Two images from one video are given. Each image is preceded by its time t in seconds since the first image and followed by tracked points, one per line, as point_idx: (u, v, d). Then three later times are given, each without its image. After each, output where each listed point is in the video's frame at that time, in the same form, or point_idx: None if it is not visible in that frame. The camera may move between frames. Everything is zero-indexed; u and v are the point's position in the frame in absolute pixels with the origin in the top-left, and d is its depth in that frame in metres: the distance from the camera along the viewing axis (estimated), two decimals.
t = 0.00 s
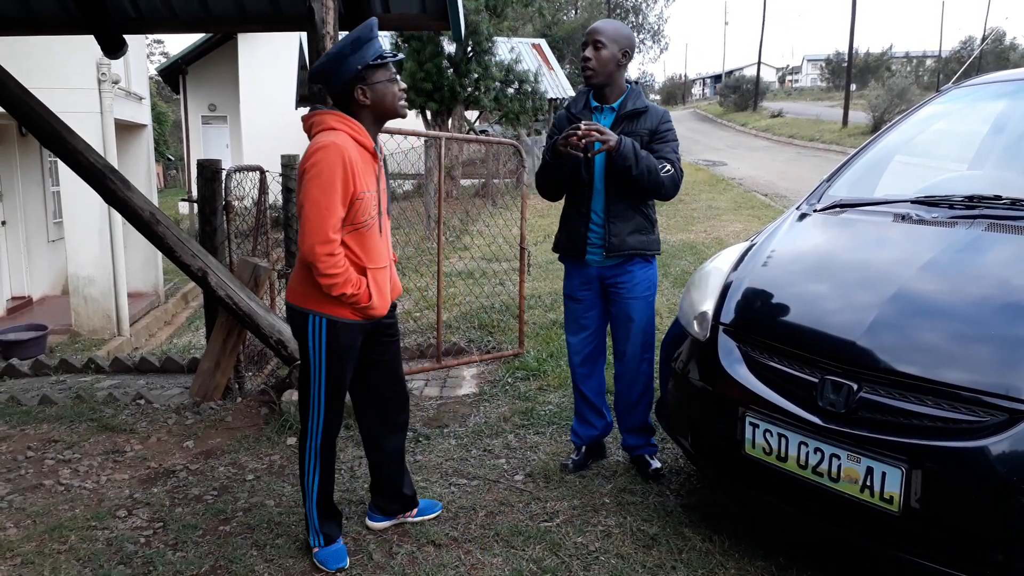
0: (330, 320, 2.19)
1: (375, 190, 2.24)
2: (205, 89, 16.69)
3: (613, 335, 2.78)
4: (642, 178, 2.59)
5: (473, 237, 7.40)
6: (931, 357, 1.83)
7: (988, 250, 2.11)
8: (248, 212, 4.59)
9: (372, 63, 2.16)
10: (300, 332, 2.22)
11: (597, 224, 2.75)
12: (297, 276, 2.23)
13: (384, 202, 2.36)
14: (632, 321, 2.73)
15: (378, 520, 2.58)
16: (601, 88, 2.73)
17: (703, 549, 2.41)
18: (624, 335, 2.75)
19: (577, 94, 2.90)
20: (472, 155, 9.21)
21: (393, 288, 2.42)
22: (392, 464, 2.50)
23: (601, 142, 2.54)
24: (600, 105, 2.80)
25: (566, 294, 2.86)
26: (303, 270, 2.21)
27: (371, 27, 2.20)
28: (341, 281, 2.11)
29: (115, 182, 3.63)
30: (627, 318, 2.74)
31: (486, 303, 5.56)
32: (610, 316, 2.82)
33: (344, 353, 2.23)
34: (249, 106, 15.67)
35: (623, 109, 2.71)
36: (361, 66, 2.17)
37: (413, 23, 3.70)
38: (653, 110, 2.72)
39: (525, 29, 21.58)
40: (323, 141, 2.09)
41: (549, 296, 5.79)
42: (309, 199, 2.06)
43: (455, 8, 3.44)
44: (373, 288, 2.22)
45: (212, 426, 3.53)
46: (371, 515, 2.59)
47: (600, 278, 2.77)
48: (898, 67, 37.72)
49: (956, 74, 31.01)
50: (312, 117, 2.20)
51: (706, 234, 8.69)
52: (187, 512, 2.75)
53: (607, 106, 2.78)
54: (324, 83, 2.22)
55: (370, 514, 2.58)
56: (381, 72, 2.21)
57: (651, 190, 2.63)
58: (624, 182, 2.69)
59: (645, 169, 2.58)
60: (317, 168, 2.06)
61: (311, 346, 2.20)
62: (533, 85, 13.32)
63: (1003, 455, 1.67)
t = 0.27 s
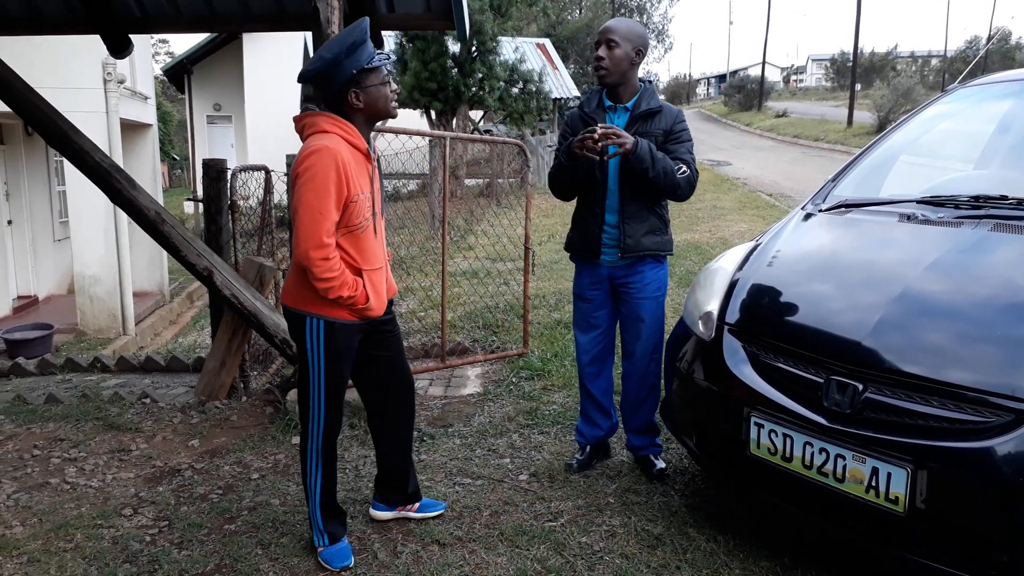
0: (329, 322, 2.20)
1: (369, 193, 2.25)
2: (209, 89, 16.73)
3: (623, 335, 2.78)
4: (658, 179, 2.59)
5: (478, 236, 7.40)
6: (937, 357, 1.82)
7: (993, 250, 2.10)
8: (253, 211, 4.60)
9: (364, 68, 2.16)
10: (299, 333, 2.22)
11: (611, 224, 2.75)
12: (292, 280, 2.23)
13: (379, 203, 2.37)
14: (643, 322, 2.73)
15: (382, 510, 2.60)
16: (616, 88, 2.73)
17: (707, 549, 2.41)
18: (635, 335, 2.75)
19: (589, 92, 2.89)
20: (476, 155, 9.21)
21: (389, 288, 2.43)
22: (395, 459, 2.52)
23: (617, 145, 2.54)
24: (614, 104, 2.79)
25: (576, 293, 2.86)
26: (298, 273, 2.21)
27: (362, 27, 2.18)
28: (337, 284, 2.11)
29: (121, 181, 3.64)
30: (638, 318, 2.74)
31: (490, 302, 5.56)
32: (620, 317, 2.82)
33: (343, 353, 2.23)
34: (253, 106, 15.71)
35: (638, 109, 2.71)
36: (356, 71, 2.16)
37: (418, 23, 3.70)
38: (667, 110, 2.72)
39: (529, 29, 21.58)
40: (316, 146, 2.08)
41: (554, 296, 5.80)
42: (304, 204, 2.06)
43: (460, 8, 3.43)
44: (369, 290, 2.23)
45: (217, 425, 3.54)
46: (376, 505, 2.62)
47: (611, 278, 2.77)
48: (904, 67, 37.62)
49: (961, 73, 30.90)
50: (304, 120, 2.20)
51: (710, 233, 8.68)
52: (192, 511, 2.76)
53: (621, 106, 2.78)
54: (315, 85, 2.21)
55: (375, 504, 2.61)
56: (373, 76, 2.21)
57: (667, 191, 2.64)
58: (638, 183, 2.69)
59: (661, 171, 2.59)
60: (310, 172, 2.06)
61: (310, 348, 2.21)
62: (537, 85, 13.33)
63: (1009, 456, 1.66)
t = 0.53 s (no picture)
0: (339, 319, 2.20)
1: (374, 189, 2.25)
2: (213, 87, 16.75)
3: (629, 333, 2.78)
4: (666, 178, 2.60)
5: (481, 234, 7.40)
6: (941, 355, 1.82)
7: (997, 248, 2.10)
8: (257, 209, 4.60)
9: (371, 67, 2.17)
10: (308, 330, 2.23)
11: (618, 222, 2.75)
12: (302, 278, 2.24)
13: (385, 199, 2.37)
14: (649, 320, 2.73)
15: (384, 509, 2.62)
16: (625, 85, 2.73)
17: (711, 546, 2.41)
18: (641, 333, 2.75)
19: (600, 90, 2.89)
20: (480, 152, 9.21)
21: (398, 284, 2.44)
22: (399, 458, 2.52)
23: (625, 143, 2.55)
24: (623, 102, 2.79)
25: (583, 291, 2.86)
26: (308, 271, 2.22)
27: (369, 24, 2.18)
28: (346, 281, 2.12)
29: (125, 180, 3.65)
30: (644, 316, 2.74)
31: (494, 300, 5.57)
32: (626, 315, 2.82)
33: (352, 350, 2.24)
34: (257, 104, 15.72)
35: (647, 107, 2.71)
36: (362, 69, 2.16)
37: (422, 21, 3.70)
38: (677, 108, 2.72)
39: (532, 26, 21.55)
40: (320, 144, 2.08)
41: (558, 294, 5.80)
42: (310, 201, 2.06)
43: (464, 6, 3.43)
44: (379, 286, 2.23)
45: (222, 423, 3.55)
46: (379, 505, 2.63)
47: (618, 276, 2.77)
48: (908, 64, 37.52)
49: (966, 70, 30.80)
50: (308, 118, 2.20)
51: (714, 231, 8.68)
52: (197, 508, 2.77)
53: (630, 103, 2.78)
54: (320, 83, 2.20)
55: (378, 504, 2.62)
56: (378, 75, 2.21)
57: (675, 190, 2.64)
58: (646, 181, 2.69)
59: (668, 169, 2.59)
60: (315, 170, 2.06)
61: (320, 345, 2.21)
62: (540, 83, 13.32)
63: (1013, 453, 1.66)
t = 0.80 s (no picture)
0: (348, 322, 2.21)
1: (386, 192, 2.25)
2: (220, 93, 16.84)
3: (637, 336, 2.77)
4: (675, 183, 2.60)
5: (488, 238, 7.40)
6: (949, 358, 1.81)
7: (1005, 250, 2.09)
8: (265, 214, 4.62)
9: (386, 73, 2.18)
10: (317, 333, 2.23)
11: (626, 225, 2.74)
12: (314, 281, 2.25)
13: (397, 202, 2.38)
14: (656, 324, 2.73)
15: (391, 514, 2.61)
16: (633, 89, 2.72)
17: (719, 550, 2.40)
18: (648, 337, 2.75)
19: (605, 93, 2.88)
20: (486, 157, 9.22)
21: (408, 288, 2.44)
22: (405, 462, 2.52)
23: (636, 149, 2.55)
24: (630, 105, 2.78)
25: (591, 294, 2.86)
26: (320, 274, 2.22)
27: (382, 30, 2.19)
28: (356, 284, 2.12)
29: (134, 185, 3.67)
30: (652, 320, 2.74)
31: (500, 304, 5.57)
32: (634, 318, 2.81)
33: (361, 353, 2.24)
34: (264, 109, 15.79)
35: (655, 111, 2.71)
36: (378, 75, 2.18)
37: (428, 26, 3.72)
38: (685, 113, 2.72)
39: (538, 31, 21.60)
40: (333, 148, 2.09)
41: (564, 297, 5.80)
42: (322, 205, 2.07)
43: (470, 10, 3.43)
44: (389, 288, 2.24)
45: (229, 427, 3.56)
46: (385, 510, 2.62)
47: (625, 280, 2.77)
48: (916, 66, 37.39)
49: (974, 72, 30.68)
50: (322, 123, 2.21)
51: (721, 234, 8.66)
52: (205, 512, 2.78)
53: (637, 107, 2.77)
54: (335, 89, 2.21)
55: (385, 508, 2.62)
56: (393, 81, 2.22)
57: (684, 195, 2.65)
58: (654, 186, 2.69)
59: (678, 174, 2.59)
60: (327, 174, 2.06)
61: (330, 346, 2.21)
62: (547, 87, 13.33)
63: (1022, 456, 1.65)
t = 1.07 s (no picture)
0: (342, 322, 2.21)
1: (381, 192, 2.26)
2: (215, 93, 16.81)
3: (631, 337, 2.78)
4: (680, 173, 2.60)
5: (483, 238, 7.40)
6: (942, 358, 1.82)
7: (998, 251, 2.10)
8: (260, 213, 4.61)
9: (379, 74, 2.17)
10: (312, 333, 2.23)
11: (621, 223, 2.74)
12: (309, 281, 2.25)
13: (391, 202, 2.38)
14: (651, 323, 2.74)
15: (386, 514, 2.62)
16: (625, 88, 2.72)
17: (713, 550, 2.41)
18: (643, 337, 2.76)
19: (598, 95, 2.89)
20: (481, 157, 9.22)
21: (403, 287, 2.44)
22: (400, 463, 2.53)
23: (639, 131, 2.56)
24: (623, 105, 2.79)
25: (584, 295, 2.86)
26: (315, 274, 2.22)
27: (379, 31, 2.18)
28: (351, 284, 2.12)
29: (129, 184, 3.66)
30: (647, 320, 2.74)
31: (496, 304, 5.57)
32: (628, 319, 2.82)
33: (356, 354, 2.24)
34: (259, 109, 15.76)
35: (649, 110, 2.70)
36: (373, 75, 2.18)
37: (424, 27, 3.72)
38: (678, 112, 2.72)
39: (534, 31, 21.63)
40: (328, 148, 2.09)
41: (559, 298, 5.80)
42: (317, 205, 2.07)
43: (466, 10, 3.43)
44: (384, 288, 2.24)
45: (224, 427, 3.55)
46: (380, 510, 2.63)
47: (620, 280, 2.78)
48: (910, 68, 37.54)
49: (968, 74, 30.84)
50: (316, 122, 2.21)
51: (715, 235, 8.68)
52: (199, 512, 2.77)
53: (630, 107, 2.77)
54: (331, 90, 2.21)
55: (380, 508, 2.63)
56: (387, 81, 2.22)
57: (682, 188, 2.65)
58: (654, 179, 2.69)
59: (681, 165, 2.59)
60: (322, 174, 2.06)
61: (325, 347, 2.21)
62: (542, 87, 13.34)
63: (1015, 457, 1.66)
